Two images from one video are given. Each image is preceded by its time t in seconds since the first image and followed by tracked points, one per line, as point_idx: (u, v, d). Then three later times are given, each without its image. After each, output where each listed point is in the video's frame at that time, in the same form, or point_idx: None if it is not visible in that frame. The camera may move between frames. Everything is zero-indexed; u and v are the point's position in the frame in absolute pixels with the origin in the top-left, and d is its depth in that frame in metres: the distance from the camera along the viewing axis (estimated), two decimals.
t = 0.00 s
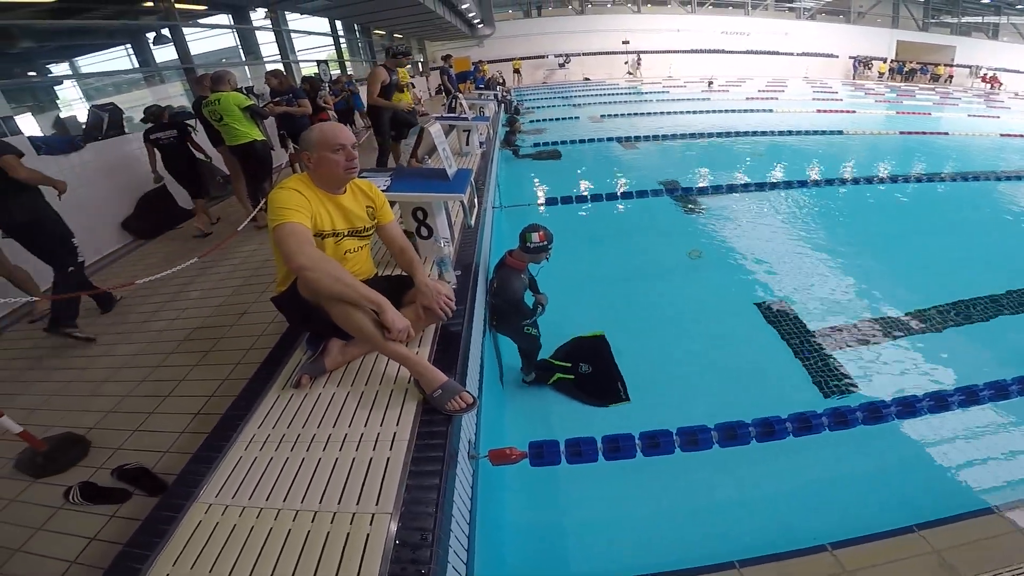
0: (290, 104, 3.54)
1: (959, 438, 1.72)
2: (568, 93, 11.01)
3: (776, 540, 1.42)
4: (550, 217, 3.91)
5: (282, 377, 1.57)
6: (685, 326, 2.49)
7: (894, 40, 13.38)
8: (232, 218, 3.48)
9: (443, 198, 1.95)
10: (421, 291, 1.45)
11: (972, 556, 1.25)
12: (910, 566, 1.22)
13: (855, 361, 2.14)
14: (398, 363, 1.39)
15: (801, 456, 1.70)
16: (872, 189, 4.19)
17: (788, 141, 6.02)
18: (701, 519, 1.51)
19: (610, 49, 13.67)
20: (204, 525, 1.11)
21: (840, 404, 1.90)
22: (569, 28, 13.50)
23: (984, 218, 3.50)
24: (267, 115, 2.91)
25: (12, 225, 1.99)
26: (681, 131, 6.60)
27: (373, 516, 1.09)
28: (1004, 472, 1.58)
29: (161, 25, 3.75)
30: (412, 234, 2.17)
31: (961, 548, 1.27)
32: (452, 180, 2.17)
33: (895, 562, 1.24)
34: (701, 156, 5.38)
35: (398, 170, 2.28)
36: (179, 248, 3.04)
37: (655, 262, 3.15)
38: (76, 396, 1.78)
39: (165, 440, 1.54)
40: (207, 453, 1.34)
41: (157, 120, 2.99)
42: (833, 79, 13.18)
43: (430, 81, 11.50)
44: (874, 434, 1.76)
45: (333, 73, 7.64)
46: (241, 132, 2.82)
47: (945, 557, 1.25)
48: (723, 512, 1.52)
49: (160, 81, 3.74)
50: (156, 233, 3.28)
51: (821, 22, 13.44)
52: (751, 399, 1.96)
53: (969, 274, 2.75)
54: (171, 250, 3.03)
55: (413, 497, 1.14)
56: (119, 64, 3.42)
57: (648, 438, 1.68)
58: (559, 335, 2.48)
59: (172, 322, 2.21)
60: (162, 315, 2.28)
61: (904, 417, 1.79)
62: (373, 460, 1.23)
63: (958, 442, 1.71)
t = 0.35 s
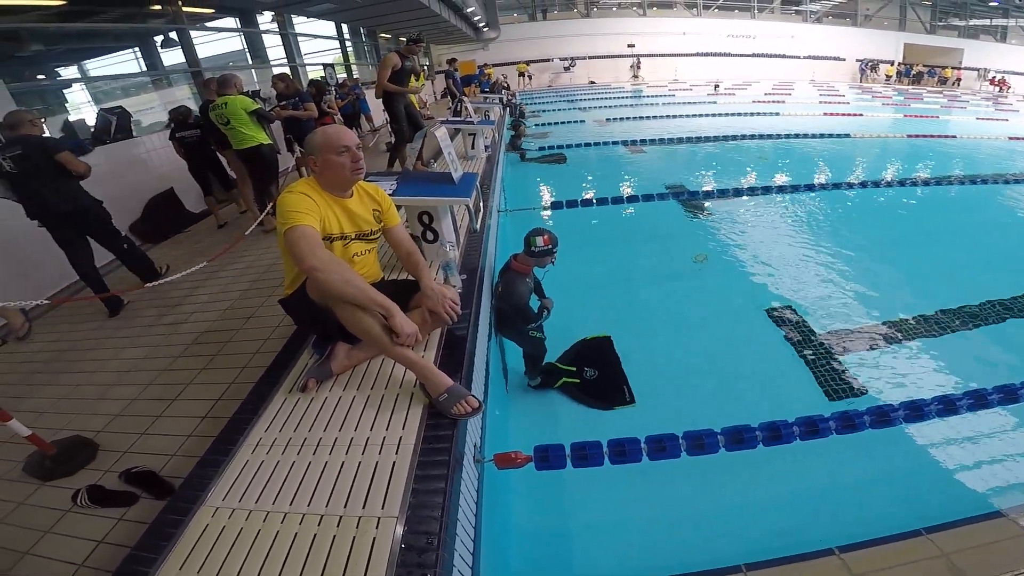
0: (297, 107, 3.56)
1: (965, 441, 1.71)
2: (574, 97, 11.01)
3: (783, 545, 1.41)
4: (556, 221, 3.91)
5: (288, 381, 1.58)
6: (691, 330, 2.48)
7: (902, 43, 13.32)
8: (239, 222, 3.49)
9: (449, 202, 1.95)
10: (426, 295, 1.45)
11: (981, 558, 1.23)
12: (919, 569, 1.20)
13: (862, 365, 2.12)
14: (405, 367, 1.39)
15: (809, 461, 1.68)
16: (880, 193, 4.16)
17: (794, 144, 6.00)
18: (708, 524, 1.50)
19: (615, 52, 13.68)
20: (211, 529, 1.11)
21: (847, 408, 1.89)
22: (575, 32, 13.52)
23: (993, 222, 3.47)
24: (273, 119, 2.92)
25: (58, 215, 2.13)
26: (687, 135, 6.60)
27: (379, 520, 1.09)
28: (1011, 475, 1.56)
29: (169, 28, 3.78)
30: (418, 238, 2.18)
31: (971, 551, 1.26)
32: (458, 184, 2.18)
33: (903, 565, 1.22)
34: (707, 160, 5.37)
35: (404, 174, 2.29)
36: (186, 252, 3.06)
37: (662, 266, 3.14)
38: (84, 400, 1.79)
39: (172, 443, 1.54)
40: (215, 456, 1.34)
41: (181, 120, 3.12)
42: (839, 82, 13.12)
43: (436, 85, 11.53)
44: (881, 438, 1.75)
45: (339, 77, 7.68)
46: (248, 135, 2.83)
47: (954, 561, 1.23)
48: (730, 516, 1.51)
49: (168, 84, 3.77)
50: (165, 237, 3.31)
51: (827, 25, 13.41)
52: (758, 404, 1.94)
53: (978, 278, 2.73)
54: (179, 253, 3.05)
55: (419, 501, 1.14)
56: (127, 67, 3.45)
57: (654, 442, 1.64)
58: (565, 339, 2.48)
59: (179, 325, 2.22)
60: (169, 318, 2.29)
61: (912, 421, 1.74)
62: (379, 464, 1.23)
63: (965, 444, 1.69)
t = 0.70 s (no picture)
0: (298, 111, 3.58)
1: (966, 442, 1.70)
2: (574, 100, 11.04)
3: (785, 545, 1.41)
4: (556, 224, 3.92)
5: (290, 385, 1.58)
6: (692, 332, 2.47)
7: (901, 44, 13.36)
8: (240, 226, 3.50)
9: (449, 205, 1.96)
10: (430, 298, 1.46)
11: (984, 556, 1.23)
12: (923, 567, 1.21)
13: (863, 366, 2.12)
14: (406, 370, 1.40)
15: (811, 463, 1.68)
16: (879, 194, 4.17)
17: (794, 146, 6.01)
18: (710, 526, 1.50)
19: (615, 55, 13.73)
20: (214, 532, 1.11)
21: (848, 408, 1.89)
22: (574, 36, 13.57)
23: (993, 222, 3.48)
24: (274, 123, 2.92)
25: (97, 204, 2.36)
26: (687, 137, 6.61)
27: (382, 523, 1.09)
28: (1011, 477, 1.55)
29: (169, 33, 3.81)
30: (418, 242, 2.19)
31: (974, 550, 1.26)
32: (458, 187, 2.19)
33: (907, 564, 1.22)
34: (707, 162, 5.38)
35: (405, 177, 2.30)
36: (188, 257, 3.07)
37: (662, 269, 3.14)
38: (86, 405, 1.80)
39: (175, 448, 1.55)
40: (217, 461, 1.35)
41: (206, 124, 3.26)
42: (839, 84, 13.15)
43: (436, 89, 11.58)
44: (881, 438, 1.75)
45: (340, 81, 7.72)
46: (248, 140, 2.84)
47: (958, 559, 1.24)
48: (730, 518, 1.51)
49: (168, 88, 3.80)
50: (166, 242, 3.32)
51: (827, 28, 13.45)
52: (760, 405, 1.94)
53: (979, 279, 2.73)
54: (181, 258, 3.06)
55: (421, 504, 1.14)
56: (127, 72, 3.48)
57: (657, 443, 1.65)
58: (566, 342, 2.48)
59: (181, 330, 2.23)
60: (171, 324, 2.30)
61: (913, 420, 1.76)
62: (382, 467, 1.23)
63: (965, 445, 1.69)
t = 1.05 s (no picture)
0: (291, 106, 3.55)
1: (944, 448, 1.72)
2: (570, 102, 11.04)
3: (769, 549, 1.42)
4: (548, 225, 3.92)
5: (275, 382, 1.57)
6: (681, 337, 2.48)
7: (894, 56, 13.52)
8: (229, 221, 3.47)
9: (441, 204, 1.95)
10: (419, 297, 1.45)
11: (956, 562, 1.26)
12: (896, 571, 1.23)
13: (848, 374, 2.13)
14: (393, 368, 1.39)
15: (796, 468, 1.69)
16: (868, 204, 4.22)
17: (786, 154, 6.06)
18: (696, 530, 1.50)
19: (612, 59, 13.76)
20: (194, 531, 1.10)
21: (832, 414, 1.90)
22: (572, 38, 13.58)
23: (977, 234, 3.53)
24: (266, 117, 2.90)
25: (107, 185, 2.46)
26: (681, 143, 6.64)
27: (366, 523, 1.08)
28: (992, 483, 1.58)
29: (162, 24, 3.76)
30: (409, 240, 2.17)
31: (948, 555, 1.29)
32: (450, 186, 2.17)
33: (880, 568, 1.25)
34: (699, 168, 5.41)
35: (397, 175, 2.29)
36: (175, 250, 3.03)
37: (652, 273, 3.14)
38: (64, 400, 1.77)
39: (154, 445, 1.52)
40: (198, 458, 1.33)
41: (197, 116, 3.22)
42: (832, 94, 13.28)
43: (432, 88, 11.55)
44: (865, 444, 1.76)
45: (334, 77, 7.66)
46: (239, 134, 2.82)
47: (931, 562, 1.26)
48: (715, 522, 1.51)
49: (159, 80, 3.75)
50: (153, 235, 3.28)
51: (822, 37, 13.58)
52: (746, 411, 1.95)
53: (962, 290, 2.77)
54: (167, 252, 3.02)
55: (406, 504, 1.13)
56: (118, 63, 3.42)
57: (641, 446, 1.68)
58: (555, 344, 2.48)
59: (165, 325, 2.20)
60: (154, 318, 2.27)
61: (891, 427, 1.78)
62: (366, 465, 1.23)
63: (943, 451, 1.71)
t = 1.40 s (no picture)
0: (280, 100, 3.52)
1: (918, 453, 1.76)
2: (561, 102, 11.06)
3: (748, 549, 1.43)
4: (536, 225, 3.92)
5: (257, 377, 1.55)
6: (667, 338, 2.49)
7: (882, 63, 13.72)
8: (213, 214, 3.42)
9: (429, 201, 1.94)
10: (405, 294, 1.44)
11: (926, 564, 1.30)
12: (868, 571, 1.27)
13: (828, 377, 2.16)
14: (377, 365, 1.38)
15: (775, 468, 1.72)
16: (851, 209, 4.28)
17: (773, 159, 6.13)
18: (677, 529, 1.51)
19: (605, 59, 13.79)
20: (172, 526, 1.09)
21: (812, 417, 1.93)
22: (565, 37, 13.58)
23: (956, 241, 3.61)
24: (255, 111, 2.87)
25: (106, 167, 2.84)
26: (671, 145, 6.68)
27: (347, 519, 1.08)
28: (967, 485, 1.62)
29: (151, 15, 3.70)
30: (396, 236, 2.16)
31: (920, 557, 1.32)
32: (439, 183, 2.17)
33: (853, 569, 1.29)
34: (688, 171, 5.45)
35: (385, 170, 2.28)
36: (157, 243, 2.98)
37: (639, 274, 3.16)
38: (39, 393, 1.74)
39: (131, 439, 1.50)
40: (176, 453, 1.31)
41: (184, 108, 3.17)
42: (821, 99, 13.44)
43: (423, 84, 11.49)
44: (843, 447, 1.79)
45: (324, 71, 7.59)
46: (228, 128, 2.79)
47: (903, 564, 1.30)
48: (696, 522, 1.53)
49: (147, 72, 3.69)
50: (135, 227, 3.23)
51: (812, 43, 13.73)
52: (728, 412, 1.97)
53: (939, 296, 2.83)
54: (150, 244, 2.97)
55: (389, 501, 1.13)
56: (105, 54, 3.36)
57: (624, 446, 1.68)
58: (540, 343, 2.48)
59: (145, 318, 2.16)
60: (134, 310, 2.24)
61: (868, 431, 1.78)
62: (349, 461, 1.22)
63: (917, 456, 1.75)
